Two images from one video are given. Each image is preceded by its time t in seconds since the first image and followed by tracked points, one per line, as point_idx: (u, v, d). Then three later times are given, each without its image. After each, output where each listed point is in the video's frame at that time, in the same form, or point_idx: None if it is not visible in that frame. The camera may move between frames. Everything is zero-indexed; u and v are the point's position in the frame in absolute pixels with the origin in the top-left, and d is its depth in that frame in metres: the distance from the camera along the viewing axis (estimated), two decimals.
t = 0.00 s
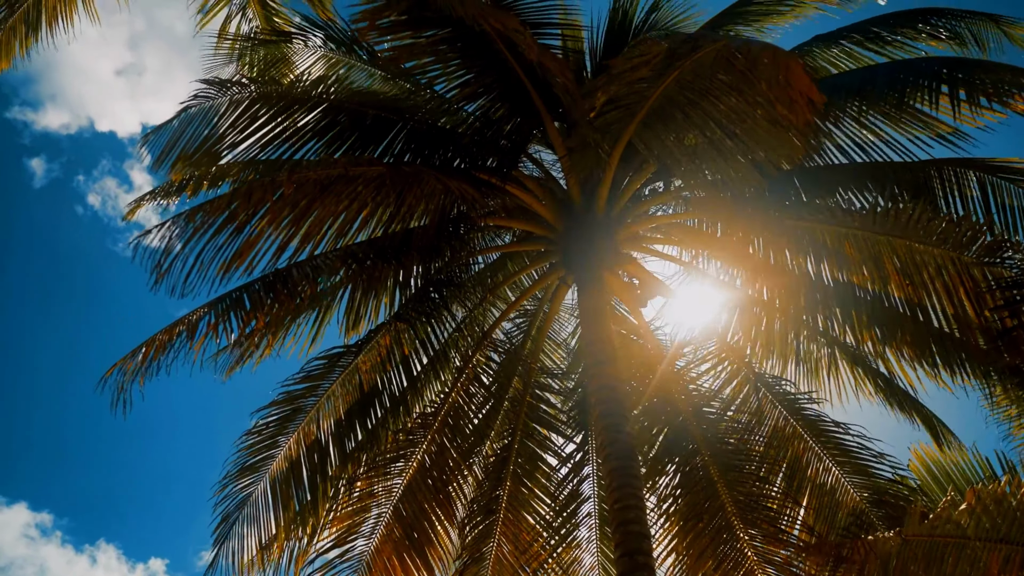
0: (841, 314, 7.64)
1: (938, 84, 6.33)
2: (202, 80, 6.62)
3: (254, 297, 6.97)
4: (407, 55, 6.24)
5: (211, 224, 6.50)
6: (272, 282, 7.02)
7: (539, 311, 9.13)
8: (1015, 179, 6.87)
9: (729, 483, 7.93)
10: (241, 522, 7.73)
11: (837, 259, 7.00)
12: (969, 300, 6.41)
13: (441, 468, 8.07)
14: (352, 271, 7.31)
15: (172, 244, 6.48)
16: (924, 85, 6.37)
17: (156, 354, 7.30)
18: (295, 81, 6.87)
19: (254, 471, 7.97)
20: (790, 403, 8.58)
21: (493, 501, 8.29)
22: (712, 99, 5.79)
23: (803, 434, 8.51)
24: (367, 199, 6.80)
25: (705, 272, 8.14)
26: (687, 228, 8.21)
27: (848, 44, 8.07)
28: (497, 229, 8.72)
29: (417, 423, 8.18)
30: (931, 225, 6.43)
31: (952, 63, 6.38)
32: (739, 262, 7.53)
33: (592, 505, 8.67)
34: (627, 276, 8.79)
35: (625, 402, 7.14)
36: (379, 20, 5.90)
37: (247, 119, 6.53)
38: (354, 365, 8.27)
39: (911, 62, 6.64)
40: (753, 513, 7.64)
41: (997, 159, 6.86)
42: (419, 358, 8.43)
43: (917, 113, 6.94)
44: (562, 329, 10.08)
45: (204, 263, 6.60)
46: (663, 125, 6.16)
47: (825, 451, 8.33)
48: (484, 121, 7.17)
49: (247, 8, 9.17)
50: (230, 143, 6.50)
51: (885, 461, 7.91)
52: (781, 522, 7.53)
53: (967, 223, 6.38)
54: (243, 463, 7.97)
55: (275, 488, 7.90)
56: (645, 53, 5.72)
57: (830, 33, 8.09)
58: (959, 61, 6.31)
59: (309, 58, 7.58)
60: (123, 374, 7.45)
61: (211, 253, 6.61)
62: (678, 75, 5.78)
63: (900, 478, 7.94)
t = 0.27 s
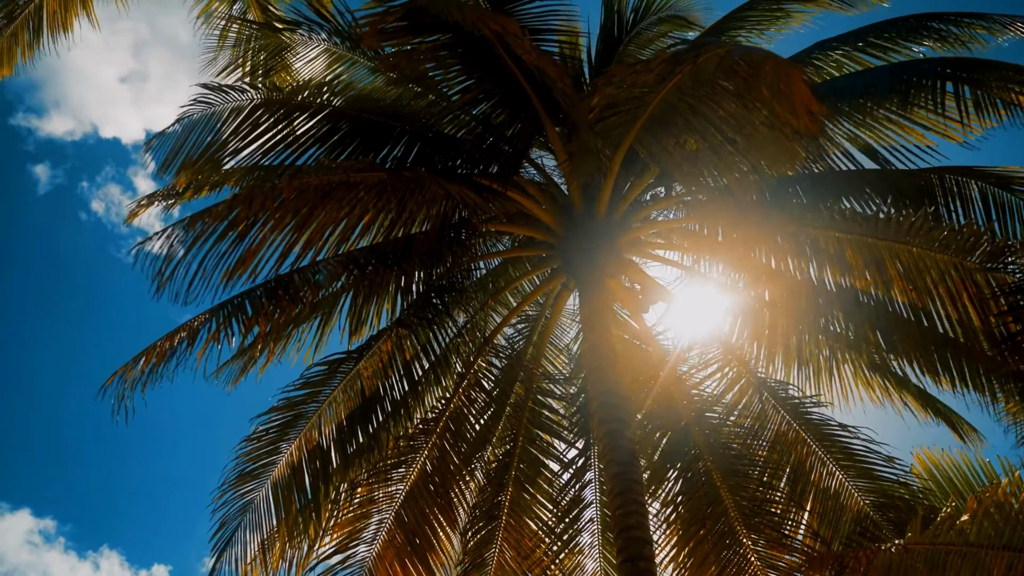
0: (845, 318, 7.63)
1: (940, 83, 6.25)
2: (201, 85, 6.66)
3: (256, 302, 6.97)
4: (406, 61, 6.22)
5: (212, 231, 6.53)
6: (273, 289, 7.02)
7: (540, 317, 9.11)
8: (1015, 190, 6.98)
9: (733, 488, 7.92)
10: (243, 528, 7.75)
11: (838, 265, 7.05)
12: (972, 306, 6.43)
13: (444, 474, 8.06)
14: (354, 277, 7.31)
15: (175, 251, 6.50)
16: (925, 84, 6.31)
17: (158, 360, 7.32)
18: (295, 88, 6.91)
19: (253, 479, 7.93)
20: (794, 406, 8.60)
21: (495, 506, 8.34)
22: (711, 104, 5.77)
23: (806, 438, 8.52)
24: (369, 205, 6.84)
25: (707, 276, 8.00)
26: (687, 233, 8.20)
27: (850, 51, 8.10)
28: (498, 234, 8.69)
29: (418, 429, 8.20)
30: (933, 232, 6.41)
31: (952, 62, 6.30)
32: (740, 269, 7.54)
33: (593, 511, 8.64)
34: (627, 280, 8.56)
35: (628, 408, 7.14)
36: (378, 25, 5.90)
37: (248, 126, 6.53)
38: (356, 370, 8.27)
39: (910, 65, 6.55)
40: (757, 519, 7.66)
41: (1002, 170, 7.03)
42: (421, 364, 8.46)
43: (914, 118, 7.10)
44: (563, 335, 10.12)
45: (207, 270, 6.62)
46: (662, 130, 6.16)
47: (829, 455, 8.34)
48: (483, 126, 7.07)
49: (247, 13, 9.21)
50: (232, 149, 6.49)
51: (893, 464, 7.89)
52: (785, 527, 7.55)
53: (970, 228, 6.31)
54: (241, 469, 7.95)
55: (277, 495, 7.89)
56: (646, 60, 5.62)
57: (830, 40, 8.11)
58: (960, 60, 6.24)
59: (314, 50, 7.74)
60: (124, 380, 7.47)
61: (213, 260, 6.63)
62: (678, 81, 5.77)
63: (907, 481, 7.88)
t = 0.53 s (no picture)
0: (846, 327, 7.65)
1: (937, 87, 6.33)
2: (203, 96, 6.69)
3: (256, 309, 6.97)
4: (406, 67, 6.20)
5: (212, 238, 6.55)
6: (273, 295, 7.02)
7: (540, 324, 9.10)
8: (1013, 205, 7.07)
9: (734, 496, 7.90)
10: (243, 536, 7.76)
11: (839, 271, 7.04)
12: (974, 314, 6.35)
13: (445, 481, 8.06)
14: (355, 284, 7.32)
15: (174, 258, 6.52)
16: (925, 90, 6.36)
17: (158, 367, 7.32)
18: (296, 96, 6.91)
19: (253, 487, 7.96)
20: (795, 413, 8.52)
21: (495, 514, 8.31)
22: (711, 110, 5.76)
23: (808, 445, 8.45)
24: (370, 213, 6.84)
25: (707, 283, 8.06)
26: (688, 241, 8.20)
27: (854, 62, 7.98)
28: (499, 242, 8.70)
29: (418, 436, 8.17)
30: (934, 240, 6.39)
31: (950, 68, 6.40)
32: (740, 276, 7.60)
33: (593, 518, 8.63)
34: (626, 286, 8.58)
35: (628, 415, 7.13)
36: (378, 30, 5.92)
37: (250, 134, 6.58)
38: (357, 377, 8.25)
39: (909, 72, 6.59)
40: (758, 527, 7.63)
41: (1000, 186, 7.14)
42: (422, 371, 8.46)
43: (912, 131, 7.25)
44: (564, 342, 10.03)
45: (206, 277, 6.63)
46: (662, 136, 6.16)
47: (832, 461, 8.29)
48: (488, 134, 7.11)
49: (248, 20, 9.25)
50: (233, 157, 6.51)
51: (897, 468, 7.85)
52: (788, 534, 7.51)
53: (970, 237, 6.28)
54: (241, 476, 7.97)
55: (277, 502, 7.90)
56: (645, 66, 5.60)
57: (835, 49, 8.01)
58: (957, 66, 6.33)
59: (314, 50, 7.74)
60: (124, 388, 7.46)
61: (213, 267, 6.65)
62: (678, 86, 5.75)
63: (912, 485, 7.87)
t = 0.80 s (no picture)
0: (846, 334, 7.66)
1: (934, 96, 6.34)
2: (206, 105, 6.66)
3: (256, 315, 6.97)
4: (410, 73, 6.22)
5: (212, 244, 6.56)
6: (273, 302, 7.01)
7: (540, 331, 9.10)
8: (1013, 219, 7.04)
9: (735, 503, 7.88)
10: (243, 543, 7.76)
11: (839, 279, 7.04)
12: (975, 321, 6.33)
13: (444, 488, 8.04)
14: (355, 290, 7.35)
15: (174, 263, 6.51)
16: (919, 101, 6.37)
17: (158, 373, 7.32)
18: (297, 105, 6.93)
19: (252, 494, 7.90)
20: (796, 420, 8.52)
21: (494, 522, 8.28)
22: (710, 117, 5.74)
23: (809, 452, 8.42)
24: (371, 218, 6.85)
25: (708, 287, 8.07)
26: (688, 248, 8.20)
27: (853, 66, 8.08)
28: (499, 249, 8.70)
29: (418, 443, 8.16)
30: (935, 247, 6.34)
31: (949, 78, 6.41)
32: (739, 283, 7.63)
33: (594, 526, 8.46)
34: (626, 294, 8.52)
35: (628, 422, 7.13)
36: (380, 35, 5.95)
37: (251, 142, 6.58)
38: (358, 384, 8.26)
39: (908, 80, 6.60)
40: (759, 535, 7.63)
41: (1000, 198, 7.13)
42: (421, 378, 8.46)
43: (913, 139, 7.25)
44: (564, 349, 10.08)
45: (206, 282, 6.63)
46: (662, 143, 6.17)
47: (832, 469, 8.27)
48: (487, 141, 7.20)
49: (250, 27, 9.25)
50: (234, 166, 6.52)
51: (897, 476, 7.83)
52: (789, 543, 7.52)
53: (970, 246, 6.27)
54: (240, 483, 7.94)
55: (277, 508, 7.89)
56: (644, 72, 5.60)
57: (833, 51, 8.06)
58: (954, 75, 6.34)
59: (317, 53, 7.80)
60: (124, 394, 7.46)
61: (212, 272, 6.63)
62: (678, 92, 5.73)
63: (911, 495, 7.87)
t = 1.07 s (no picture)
0: (846, 345, 7.64)
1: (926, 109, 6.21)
2: (208, 116, 6.70)
3: (257, 324, 6.97)
4: (411, 83, 6.33)
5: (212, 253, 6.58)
6: (273, 311, 7.03)
7: (540, 341, 9.11)
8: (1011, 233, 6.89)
9: (734, 513, 7.87)
10: (242, 552, 7.74)
11: (840, 288, 7.02)
12: (973, 333, 6.38)
13: (445, 498, 8.02)
14: (355, 300, 7.37)
15: (174, 272, 6.53)
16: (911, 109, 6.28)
17: (158, 383, 7.32)
18: (297, 116, 6.98)
19: (252, 502, 7.93)
20: (795, 432, 8.51)
21: (494, 533, 8.27)
22: (709, 126, 5.77)
23: (808, 463, 8.44)
24: (371, 228, 6.85)
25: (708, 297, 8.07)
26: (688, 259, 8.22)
27: (848, 72, 8.01)
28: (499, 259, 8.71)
29: (418, 454, 8.16)
30: (933, 258, 6.38)
31: (942, 90, 6.26)
32: (739, 293, 7.63)
33: (594, 537, 8.39)
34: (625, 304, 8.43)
35: (628, 432, 7.13)
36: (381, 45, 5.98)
37: (251, 151, 6.60)
38: (357, 394, 8.27)
39: (902, 91, 6.48)
40: (760, 546, 7.61)
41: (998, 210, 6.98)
42: (421, 388, 8.45)
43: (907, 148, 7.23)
44: (564, 359, 10.09)
45: (206, 291, 6.65)
46: (662, 153, 6.18)
47: (832, 480, 8.27)
48: (483, 152, 7.24)
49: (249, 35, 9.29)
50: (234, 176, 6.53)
51: (894, 488, 7.86)
52: (787, 554, 7.49)
53: (968, 257, 6.29)
54: (239, 492, 7.94)
55: (276, 518, 7.86)
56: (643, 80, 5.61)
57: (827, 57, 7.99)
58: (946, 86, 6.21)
59: (320, 61, 7.77)
60: (124, 403, 7.45)
61: (212, 281, 6.65)
62: (677, 101, 5.72)
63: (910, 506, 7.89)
